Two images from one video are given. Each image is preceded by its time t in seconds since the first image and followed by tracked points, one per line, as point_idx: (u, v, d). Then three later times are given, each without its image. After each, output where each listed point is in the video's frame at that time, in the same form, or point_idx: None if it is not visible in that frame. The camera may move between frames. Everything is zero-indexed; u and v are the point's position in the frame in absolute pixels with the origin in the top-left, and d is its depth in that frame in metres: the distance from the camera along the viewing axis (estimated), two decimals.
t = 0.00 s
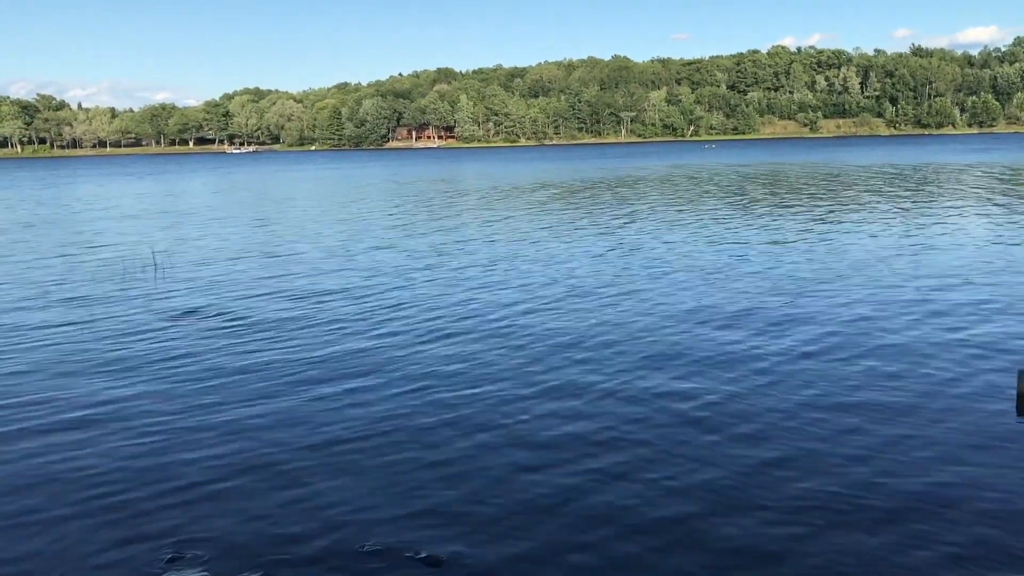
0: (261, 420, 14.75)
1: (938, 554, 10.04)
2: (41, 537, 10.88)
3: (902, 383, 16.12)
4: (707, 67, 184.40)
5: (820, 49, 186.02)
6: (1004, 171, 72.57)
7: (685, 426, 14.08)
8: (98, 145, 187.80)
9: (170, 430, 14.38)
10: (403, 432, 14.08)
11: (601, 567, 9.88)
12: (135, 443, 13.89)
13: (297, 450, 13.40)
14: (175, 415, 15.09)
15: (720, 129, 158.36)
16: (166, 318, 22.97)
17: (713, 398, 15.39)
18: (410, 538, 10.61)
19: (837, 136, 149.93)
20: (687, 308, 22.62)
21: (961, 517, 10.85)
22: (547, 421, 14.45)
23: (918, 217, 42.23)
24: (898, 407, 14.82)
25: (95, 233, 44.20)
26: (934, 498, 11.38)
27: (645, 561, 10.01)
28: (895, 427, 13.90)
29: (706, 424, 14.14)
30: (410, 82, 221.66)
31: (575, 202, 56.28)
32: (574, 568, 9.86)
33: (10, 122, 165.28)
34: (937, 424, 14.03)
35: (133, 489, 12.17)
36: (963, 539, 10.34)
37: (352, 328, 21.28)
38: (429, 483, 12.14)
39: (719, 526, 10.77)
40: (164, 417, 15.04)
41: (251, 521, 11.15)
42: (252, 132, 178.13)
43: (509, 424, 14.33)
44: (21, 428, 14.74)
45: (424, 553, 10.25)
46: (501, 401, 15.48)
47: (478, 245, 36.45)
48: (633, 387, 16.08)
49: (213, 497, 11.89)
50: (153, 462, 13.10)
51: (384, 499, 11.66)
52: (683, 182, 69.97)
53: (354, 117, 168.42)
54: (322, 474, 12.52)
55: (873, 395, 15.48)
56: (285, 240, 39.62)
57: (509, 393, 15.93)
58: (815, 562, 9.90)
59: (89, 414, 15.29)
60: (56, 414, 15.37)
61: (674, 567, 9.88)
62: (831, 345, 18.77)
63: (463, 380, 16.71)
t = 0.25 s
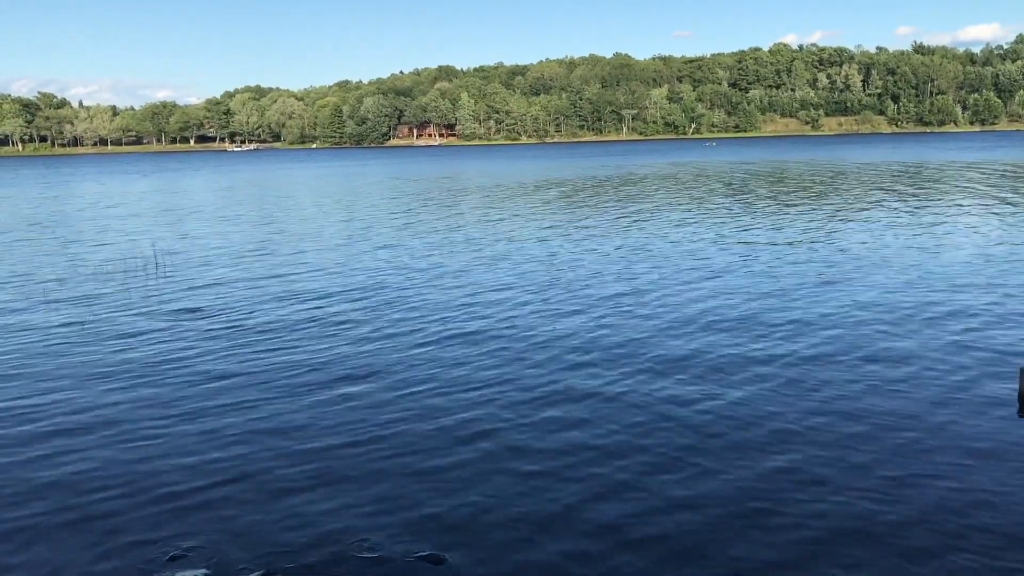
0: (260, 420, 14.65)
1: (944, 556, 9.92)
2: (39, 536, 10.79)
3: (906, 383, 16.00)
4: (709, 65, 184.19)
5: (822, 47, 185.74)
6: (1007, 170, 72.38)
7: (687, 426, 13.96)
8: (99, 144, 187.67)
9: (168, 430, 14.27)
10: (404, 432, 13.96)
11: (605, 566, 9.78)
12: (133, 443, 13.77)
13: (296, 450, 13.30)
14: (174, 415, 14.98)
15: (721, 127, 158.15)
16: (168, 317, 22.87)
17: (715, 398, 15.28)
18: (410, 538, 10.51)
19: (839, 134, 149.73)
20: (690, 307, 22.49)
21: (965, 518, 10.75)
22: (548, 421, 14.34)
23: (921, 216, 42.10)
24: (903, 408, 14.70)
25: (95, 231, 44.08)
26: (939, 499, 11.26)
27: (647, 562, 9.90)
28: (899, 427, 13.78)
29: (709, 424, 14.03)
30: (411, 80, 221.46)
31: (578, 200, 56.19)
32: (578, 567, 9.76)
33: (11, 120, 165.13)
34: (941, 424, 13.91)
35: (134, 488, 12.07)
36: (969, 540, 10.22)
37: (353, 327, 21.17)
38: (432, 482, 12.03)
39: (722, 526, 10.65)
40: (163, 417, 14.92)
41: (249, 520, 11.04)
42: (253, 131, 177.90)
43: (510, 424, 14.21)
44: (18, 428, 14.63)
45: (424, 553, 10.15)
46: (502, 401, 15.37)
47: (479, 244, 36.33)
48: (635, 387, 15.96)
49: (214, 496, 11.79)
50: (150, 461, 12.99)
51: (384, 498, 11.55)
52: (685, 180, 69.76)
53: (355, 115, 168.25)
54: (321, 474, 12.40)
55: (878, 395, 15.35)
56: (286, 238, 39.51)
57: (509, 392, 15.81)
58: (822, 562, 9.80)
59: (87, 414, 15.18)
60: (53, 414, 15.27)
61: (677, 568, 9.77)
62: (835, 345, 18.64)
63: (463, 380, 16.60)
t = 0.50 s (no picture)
0: (261, 418, 14.78)
1: (936, 549, 10.05)
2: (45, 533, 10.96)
3: (903, 378, 16.11)
4: (710, 63, 184.13)
5: (823, 45, 185.58)
6: (1007, 167, 72.35)
7: (684, 422, 14.10)
8: (100, 142, 187.59)
9: (169, 428, 14.41)
10: (403, 429, 14.11)
11: (602, 562, 9.94)
12: (135, 441, 13.91)
13: (297, 448, 13.44)
14: (175, 413, 15.11)
15: (722, 125, 158.19)
16: (170, 315, 23.02)
17: (713, 394, 15.39)
18: (409, 535, 10.67)
19: (840, 132, 149.72)
20: (688, 304, 22.59)
21: (957, 510, 10.92)
22: (547, 418, 14.47)
23: (920, 213, 42.20)
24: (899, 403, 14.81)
25: (97, 230, 44.16)
26: (932, 493, 11.39)
27: (643, 557, 10.05)
28: (894, 422, 13.90)
29: (706, 420, 14.16)
30: (412, 78, 221.43)
31: (578, 198, 56.32)
32: (576, 562, 9.93)
33: (12, 118, 165.09)
34: (937, 419, 14.02)
35: (138, 486, 12.25)
36: (961, 534, 10.35)
37: (353, 325, 21.29)
38: (432, 479, 12.21)
39: (718, 521, 10.79)
40: (164, 415, 15.06)
41: (252, 517, 11.22)
42: (254, 129, 177.84)
43: (509, 422, 14.35)
44: (21, 426, 14.76)
45: (424, 551, 10.31)
46: (501, 398, 15.50)
47: (479, 241, 36.42)
48: (633, 384, 16.08)
49: (216, 494, 11.96)
50: (153, 460, 13.13)
51: (384, 496, 11.71)
52: (685, 178, 69.78)
53: (356, 113, 168.36)
54: (322, 472, 12.55)
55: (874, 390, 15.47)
56: (287, 237, 39.61)
57: (508, 390, 15.94)
58: (815, 555, 9.96)
59: (89, 412, 15.31)
60: (56, 412, 15.40)
61: (673, 563, 9.91)
62: (833, 341, 18.75)
63: (462, 377, 16.72)
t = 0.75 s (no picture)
0: (260, 418, 14.74)
1: (939, 550, 10.03)
2: (44, 532, 10.96)
3: (903, 379, 16.09)
4: (710, 62, 184.04)
5: (823, 44, 185.56)
6: (1007, 167, 72.38)
7: (684, 422, 14.07)
8: (100, 140, 187.45)
9: (168, 429, 14.36)
10: (403, 429, 14.07)
11: (601, 560, 9.93)
12: (133, 442, 13.86)
13: (297, 447, 13.40)
14: (174, 414, 15.07)
15: (722, 124, 158.08)
16: (170, 315, 23.02)
17: (713, 394, 15.37)
18: (410, 534, 10.64)
19: (840, 132, 149.61)
20: (688, 303, 22.57)
21: (957, 510, 10.92)
22: (547, 418, 14.44)
23: (921, 213, 42.13)
24: (899, 404, 14.79)
25: (96, 229, 44.11)
26: (934, 494, 11.37)
27: (645, 556, 10.02)
28: (895, 423, 13.89)
29: (706, 420, 14.15)
30: (413, 77, 221.32)
31: (578, 197, 56.28)
32: (574, 560, 9.93)
33: (12, 116, 164.88)
34: (937, 420, 14.02)
35: (137, 485, 12.25)
36: (963, 535, 10.33)
37: (352, 325, 21.26)
38: (432, 477, 12.21)
39: (719, 521, 10.76)
40: (163, 416, 15.02)
41: (251, 516, 11.20)
42: (254, 128, 177.65)
43: (509, 421, 14.32)
44: (19, 427, 14.72)
45: (426, 549, 10.28)
46: (501, 398, 15.48)
47: (479, 241, 36.42)
48: (633, 384, 16.06)
49: (215, 492, 11.95)
50: (152, 460, 13.10)
51: (385, 495, 11.69)
52: (685, 178, 69.77)
53: (356, 112, 168.27)
54: (322, 471, 12.52)
55: (874, 391, 15.46)
56: (287, 236, 39.58)
57: (508, 390, 15.91)
58: (815, 555, 9.95)
59: (87, 413, 15.27)
60: (54, 413, 15.36)
61: (675, 562, 9.89)
62: (833, 341, 18.73)
63: (462, 378, 16.69)
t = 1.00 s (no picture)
0: (258, 419, 14.69)
1: (937, 549, 10.02)
2: (42, 530, 10.94)
3: (904, 379, 16.04)
4: (710, 62, 183.98)
5: (823, 44, 185.51)
6: (1007, 167, 72.37)
7: (684, 421, 14.07)
8: (99, 139, 187.22)
9: (166, 429, 14.32)
10: (403, 428, 14.07)
11: (601, 560, 9.94)
12: (130, 441, 13.82)
13: (294, 448, 13.36)
14: (171, 414, 15.02)
15: (722, 124, 157.99)
16: (170, 314, 23.00)
17: (712, 395, 15.31)
18: (410, 533, 10.64)
19: (840, 132, 149.55)
20: (686, 303, 22.52)
21: (958, 510, 10.92)
22: (546, 418, 14.39)
23: (921, 213, 42.09)
24: (899, 403, 14.74)
25: (95, 228, 44.04)
26: (935, 495, 11.35)
27: (644, 556, 10.01)
28: (895, 424, 13.85)
29: (707, 420, 14.14)
30: (412, 77, 221.20)
31: (578, 197, 56.24)
32: (574, 561, 9.93)
33: (11, 114, 164.62)
34: (937, 420, 13.98)
35: (137, 484, 12.24)
36: (964, 535, 10.32)
37: (351, 325, 21.20)
38: (432, 477, 12.21)
39: (720, 522, 10.73)
40: (159, 416, 14.96)
41: (251, 515, 11.20)
42: (253, 126, 177.46)
43: (508, 422, 14.27)
44: (15, 426, 14.65)
45: (424, 549, 10.26)
46: (499, 398, 15.41)
47: (479, 240, 36.36)
48: (632, 384, 16.01)
49: (215, 491, 11.95)
50: (149, 460, 13.07)
51: (385, 495, 11.68)
52: (685, 177, 69.71)
53: (356, 111, 168.15)
54: (319, 471, 12.47)
55: (873, 390, 15.42)
56: (286, 235, 39.53)
57: (506, 390, 15.86)
58: (815, 554, 9.96)
59: (83, 413, 15.20)
60: (49, 413, 15.28)
61: (675, 564, 9.86)
62: (833, 341, 18.69)
63: (460, 378, 16.64)
